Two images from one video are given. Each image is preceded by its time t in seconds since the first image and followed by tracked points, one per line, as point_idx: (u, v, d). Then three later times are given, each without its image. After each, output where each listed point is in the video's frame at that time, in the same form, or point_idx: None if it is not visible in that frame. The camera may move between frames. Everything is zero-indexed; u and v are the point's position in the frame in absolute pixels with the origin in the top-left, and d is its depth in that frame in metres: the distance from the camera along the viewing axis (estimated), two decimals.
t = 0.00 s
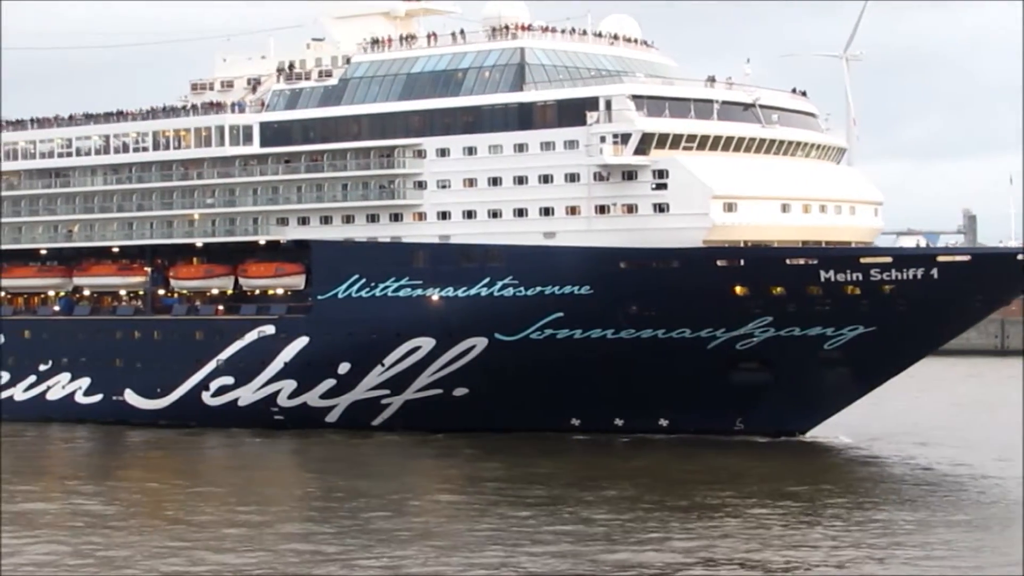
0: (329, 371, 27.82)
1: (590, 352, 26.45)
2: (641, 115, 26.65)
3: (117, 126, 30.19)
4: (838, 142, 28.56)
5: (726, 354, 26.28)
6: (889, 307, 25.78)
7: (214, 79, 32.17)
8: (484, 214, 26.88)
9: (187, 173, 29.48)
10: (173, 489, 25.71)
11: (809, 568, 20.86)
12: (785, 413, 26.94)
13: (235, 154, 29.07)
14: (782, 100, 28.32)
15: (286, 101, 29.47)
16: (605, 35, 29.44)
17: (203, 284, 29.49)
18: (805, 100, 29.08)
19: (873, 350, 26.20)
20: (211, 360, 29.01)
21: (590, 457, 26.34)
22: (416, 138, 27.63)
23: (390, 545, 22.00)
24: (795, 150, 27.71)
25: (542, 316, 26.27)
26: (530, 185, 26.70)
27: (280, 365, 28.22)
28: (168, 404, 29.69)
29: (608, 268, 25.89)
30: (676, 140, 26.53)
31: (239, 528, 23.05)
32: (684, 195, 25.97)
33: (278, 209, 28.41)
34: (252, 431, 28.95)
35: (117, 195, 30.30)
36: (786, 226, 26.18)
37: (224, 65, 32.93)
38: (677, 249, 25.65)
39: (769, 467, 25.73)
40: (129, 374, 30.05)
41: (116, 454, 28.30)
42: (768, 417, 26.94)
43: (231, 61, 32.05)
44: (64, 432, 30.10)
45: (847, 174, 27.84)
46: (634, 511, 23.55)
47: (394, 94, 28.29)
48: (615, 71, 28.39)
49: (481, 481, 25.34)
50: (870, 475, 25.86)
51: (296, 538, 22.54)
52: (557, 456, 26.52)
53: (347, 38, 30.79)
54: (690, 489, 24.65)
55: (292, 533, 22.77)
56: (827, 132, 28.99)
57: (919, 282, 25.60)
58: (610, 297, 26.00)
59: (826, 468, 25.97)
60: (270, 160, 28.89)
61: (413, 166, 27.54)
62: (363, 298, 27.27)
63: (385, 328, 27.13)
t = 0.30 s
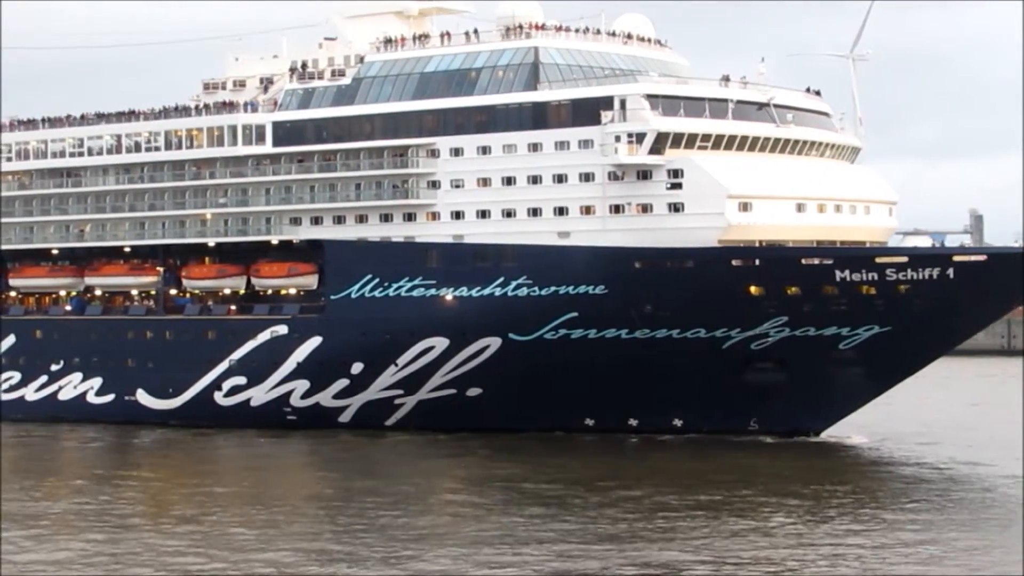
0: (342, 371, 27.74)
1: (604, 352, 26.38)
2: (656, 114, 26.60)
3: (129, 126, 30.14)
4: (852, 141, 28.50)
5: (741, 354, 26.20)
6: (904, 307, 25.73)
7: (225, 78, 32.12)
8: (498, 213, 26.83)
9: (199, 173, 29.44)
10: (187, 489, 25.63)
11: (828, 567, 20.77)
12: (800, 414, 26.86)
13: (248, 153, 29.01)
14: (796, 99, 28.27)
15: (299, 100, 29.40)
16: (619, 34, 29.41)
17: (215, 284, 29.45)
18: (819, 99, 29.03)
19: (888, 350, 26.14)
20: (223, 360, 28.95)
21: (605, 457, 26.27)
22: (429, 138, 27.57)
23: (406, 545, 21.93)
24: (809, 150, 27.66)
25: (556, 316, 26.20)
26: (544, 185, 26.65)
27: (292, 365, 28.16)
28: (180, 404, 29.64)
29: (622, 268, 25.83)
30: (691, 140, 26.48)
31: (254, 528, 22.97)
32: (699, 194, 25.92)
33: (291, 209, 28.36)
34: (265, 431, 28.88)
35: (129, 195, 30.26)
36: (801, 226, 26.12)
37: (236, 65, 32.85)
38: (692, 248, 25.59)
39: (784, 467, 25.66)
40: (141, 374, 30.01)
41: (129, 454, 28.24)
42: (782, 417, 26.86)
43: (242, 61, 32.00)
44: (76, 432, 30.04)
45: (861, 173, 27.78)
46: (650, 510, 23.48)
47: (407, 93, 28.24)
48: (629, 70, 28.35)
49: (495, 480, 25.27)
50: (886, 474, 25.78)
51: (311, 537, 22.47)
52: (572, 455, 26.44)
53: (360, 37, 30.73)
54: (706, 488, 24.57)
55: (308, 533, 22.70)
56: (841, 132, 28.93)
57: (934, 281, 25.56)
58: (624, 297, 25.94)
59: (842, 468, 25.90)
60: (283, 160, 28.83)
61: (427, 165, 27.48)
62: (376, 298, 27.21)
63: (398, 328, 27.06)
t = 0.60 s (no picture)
0: (355, 371, 27.66)
1: (618, 352, 26.31)
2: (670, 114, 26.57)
3: (141, 125, 30.09)
4: (867, 140, 28.44)
5: (756, 354, 26.12)
6: (920, 306, 25.65)
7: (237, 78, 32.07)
8: (512, 213, 26.78)
9: (212, 172, 29.42)
10: (199, 489, 25.53)
11: (847, 567, 20.65)
12: (815, 414, 26.77)
13: (261, 152, 28.97)
14: (811, 98, 28.24)
15: (312, 99, 29.36)
16: (632, 33, 29.38)
17: (228, 283, 29.44)
18: (833, 98, 28.99)
19: (903, 350, 26.06)
20: (236, 360, 28.90)
21: (620, 457, 26.18)
22: (443, 137, 27.54)
23: (422, 545, 21.85)
24: (824, 150, 27.61)
25: (570, 316, 26.13)
26: (558, 184, 26.62)
27: (305, 365, 28.10)
28: (193, 403, 29.59)
29: (637, 267, 25.76)
30: (706, 139, 26.45)
31: (268, 528, 22.86)
32: (714, 193, 25.87)
33: (304, 208, 28.32)
34: (278, 431, 28.80)
35: (141, 194, 30.25)
36: (817, 226, 26.05)
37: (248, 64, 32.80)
38: (707, 248, 25.52)
39: (800, 467, 25.57)
40: (153, 374, 29.96)
41: (141, 454, 28.18)
42: (797, 418, 26.77)
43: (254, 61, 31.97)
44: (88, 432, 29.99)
45: (876, 173, 27.72)
46: (666, 510, 23.39)
47: (421, 93, 28.21)
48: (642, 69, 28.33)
49: (510, 480, 25.19)
50: (901, 474, 25.70)
51: (327, 537, 22.40)
52: (586, 455, 26.36)
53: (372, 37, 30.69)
54: (723, 488, 24.47)
55: (324, 532, 22.63)
56: (855, 131, 28.90)
57: (951, 280, 25.48)
58: (639, 296, 25.87)
59: (858, 468, 25.81)
60: (296, 159, 28.80)
61: (440, 164, 27.43)
62: (390, 297, 27.14)
63: (412, 327, 26.98)
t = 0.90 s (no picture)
0: (368, 371, 27.59)
1: (632, 352, 26.24)
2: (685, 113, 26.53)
3: (153, 124, 30.07)
4: (882, 140, 28.38)
5: (771, 354, 26.05)
6: (935, 306, 25.59)
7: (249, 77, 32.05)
8: (526, 212, 26.74)
9: (224, 172, 29.40)
10: (210, 489, 25.45)
11: (863, 567, 20.54)
12: (829, 414, 26.69)
13: (274, 152, 28.94)
14: (825, 97, 28.18)
15: (324, 98, 29.32)
16: (646, 32, 29.35)
17: (240, 283, 29.44)
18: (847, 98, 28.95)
19: (918, 350, 25.99)
20: (248, 360, 28.84)
21: (634, 457, 26.10)
22: (457, 136, 27.50)
23: (438, 544, 21.78)
24: (838, 149, 27.57)
25: (584, 316, 26.07)
26: (572, 184, 26.58)
27: (318, 365, 28.04)
28: (205, 403, 29.54)
29: (651, 267, 25.69)
30: (721, 138, 26.39)
31: (280, 528, 22.78)
32: (729, 192, 25.83)
33: (317, 208, 28.28)
34: (291, 431, 28.73)
35: (153, 194, 30.24)
36: (831, 225, 25.99)
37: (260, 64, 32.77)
38: (722, 247, 25.47)
39: (815, 467, 25.49)
40: (165, 374, 29.91)
41: (153, 454, 28.13)
42: (812, 418, 26.69)
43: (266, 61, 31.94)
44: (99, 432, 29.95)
45: (890, 173, 27.66)
46: (682, 510, 23.31)
47: (434, 92, 28.17)
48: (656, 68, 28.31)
49: (524, 480, 25.12)
50: (917, 473, 25.61)
51: (342, 536, 22.33)
52: (600, 455, 26.29)
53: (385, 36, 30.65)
54: (737, 488, 24.39)
55: (339, 531, 22.56)
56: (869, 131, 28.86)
57: (966, 280, 25.42)
58: (654, 296, 25.79)
59: (873, 468, 25.73)
60: (308, 159, 28.78)
61: (454, 164, 27.39)
62: (403, 297, 27.08)
63: (425, 327, 26.92)
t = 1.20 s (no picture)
0: (381, 370, 27.52)
1: (646, 352, 26.17)
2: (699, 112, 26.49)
3: (165, 124, 30.05)
4: (896, 139, 28.31)
5: (785, 354, 25.98)
6: (951, 305, 25.54)
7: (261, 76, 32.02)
8: (540, 212, 26.68)
9: (237, 171, 29.38)
10: (223, 488, 25.39)
11: (879, 567, 20.41)
12: (844, 414, 26.62)
13: (286, 151, 28.91)
14: (840, 96, 28.12)
15: (337, 97, 29.28)
16: (659, 31, 29.31)
17: (252, 282, 29.40)
18: (861, 97, 28.90)
19: (934, 349, 25.93)
20: (260, 360, 28.77)
21: (649, 457, 26.03)
22: (470, 136, 27.47)
23: (454, 543, 21.72)
24: (853, 149, 27.51)
25: (598, 315, 26.00)
26: (587, 183, 26.53)
27: (330, 365, 27.96)
28: (216, 403, 29.48)
29: (666, 267, 25.62)
30: (735, 138, 26.34)
31: (295, 527, 22.71)
32: (744, 192, 25.77)
33: (330, 207, 28.24)
34: (303, 431, 28.66)
35: (165, 194, 30.24)
36: (846, 225, 25.92)
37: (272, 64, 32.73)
38: (737, 246, 25.40)
39: (830, 466, 25.41)
40: (176, 374, 29.86)
41: (165, 453, 28.06)
42: (826, 418, 26.62)
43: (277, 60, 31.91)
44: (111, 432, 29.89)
45: (905, 172, 27.60)
46: (698, 510, 23.23)
47: (448, 91, 28.13)
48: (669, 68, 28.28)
49: (539, 480, 25.05)
50: (933, 473, 25.54)
51: (358, 535, 22.26)
52: (614, 455, 26.21)
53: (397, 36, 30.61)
54: (752, 487, 24.31)
55: (354, 531, 22.49)
56: (883, 130, 28.80)
57: (982, 280, 25.37)
58: (668, 295, 25.72)
59: (889, 468, 25.65)
60: (321, 158, 28.75)
61: (467, 163, 27.35)
62: (416, 296, 27.01)
63: (438, 327, 26.85)
